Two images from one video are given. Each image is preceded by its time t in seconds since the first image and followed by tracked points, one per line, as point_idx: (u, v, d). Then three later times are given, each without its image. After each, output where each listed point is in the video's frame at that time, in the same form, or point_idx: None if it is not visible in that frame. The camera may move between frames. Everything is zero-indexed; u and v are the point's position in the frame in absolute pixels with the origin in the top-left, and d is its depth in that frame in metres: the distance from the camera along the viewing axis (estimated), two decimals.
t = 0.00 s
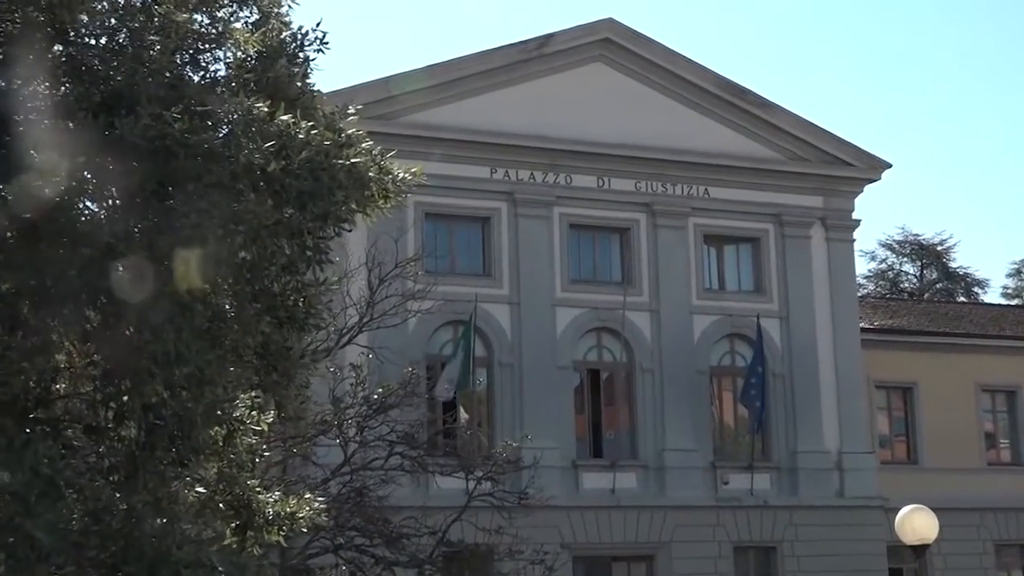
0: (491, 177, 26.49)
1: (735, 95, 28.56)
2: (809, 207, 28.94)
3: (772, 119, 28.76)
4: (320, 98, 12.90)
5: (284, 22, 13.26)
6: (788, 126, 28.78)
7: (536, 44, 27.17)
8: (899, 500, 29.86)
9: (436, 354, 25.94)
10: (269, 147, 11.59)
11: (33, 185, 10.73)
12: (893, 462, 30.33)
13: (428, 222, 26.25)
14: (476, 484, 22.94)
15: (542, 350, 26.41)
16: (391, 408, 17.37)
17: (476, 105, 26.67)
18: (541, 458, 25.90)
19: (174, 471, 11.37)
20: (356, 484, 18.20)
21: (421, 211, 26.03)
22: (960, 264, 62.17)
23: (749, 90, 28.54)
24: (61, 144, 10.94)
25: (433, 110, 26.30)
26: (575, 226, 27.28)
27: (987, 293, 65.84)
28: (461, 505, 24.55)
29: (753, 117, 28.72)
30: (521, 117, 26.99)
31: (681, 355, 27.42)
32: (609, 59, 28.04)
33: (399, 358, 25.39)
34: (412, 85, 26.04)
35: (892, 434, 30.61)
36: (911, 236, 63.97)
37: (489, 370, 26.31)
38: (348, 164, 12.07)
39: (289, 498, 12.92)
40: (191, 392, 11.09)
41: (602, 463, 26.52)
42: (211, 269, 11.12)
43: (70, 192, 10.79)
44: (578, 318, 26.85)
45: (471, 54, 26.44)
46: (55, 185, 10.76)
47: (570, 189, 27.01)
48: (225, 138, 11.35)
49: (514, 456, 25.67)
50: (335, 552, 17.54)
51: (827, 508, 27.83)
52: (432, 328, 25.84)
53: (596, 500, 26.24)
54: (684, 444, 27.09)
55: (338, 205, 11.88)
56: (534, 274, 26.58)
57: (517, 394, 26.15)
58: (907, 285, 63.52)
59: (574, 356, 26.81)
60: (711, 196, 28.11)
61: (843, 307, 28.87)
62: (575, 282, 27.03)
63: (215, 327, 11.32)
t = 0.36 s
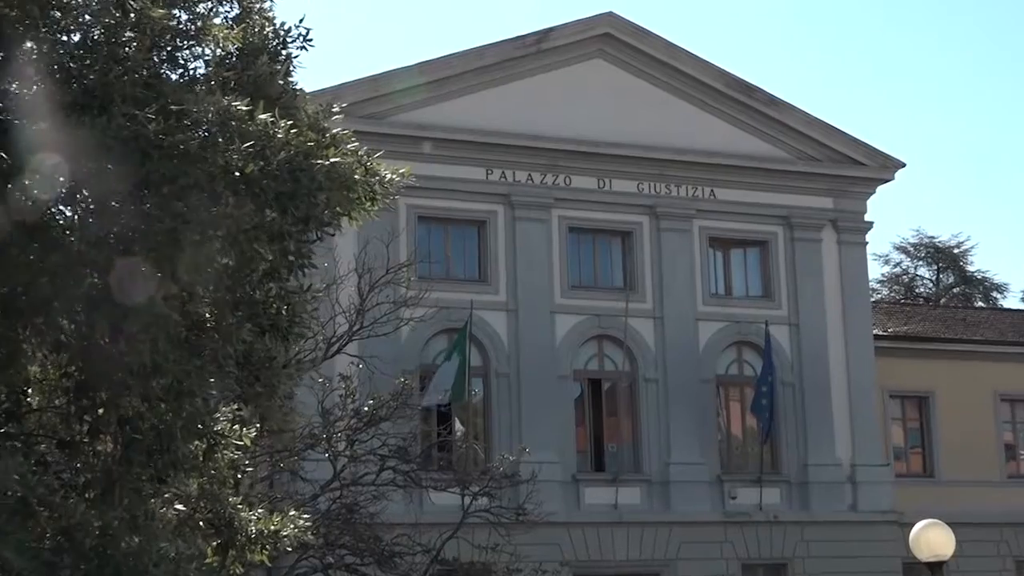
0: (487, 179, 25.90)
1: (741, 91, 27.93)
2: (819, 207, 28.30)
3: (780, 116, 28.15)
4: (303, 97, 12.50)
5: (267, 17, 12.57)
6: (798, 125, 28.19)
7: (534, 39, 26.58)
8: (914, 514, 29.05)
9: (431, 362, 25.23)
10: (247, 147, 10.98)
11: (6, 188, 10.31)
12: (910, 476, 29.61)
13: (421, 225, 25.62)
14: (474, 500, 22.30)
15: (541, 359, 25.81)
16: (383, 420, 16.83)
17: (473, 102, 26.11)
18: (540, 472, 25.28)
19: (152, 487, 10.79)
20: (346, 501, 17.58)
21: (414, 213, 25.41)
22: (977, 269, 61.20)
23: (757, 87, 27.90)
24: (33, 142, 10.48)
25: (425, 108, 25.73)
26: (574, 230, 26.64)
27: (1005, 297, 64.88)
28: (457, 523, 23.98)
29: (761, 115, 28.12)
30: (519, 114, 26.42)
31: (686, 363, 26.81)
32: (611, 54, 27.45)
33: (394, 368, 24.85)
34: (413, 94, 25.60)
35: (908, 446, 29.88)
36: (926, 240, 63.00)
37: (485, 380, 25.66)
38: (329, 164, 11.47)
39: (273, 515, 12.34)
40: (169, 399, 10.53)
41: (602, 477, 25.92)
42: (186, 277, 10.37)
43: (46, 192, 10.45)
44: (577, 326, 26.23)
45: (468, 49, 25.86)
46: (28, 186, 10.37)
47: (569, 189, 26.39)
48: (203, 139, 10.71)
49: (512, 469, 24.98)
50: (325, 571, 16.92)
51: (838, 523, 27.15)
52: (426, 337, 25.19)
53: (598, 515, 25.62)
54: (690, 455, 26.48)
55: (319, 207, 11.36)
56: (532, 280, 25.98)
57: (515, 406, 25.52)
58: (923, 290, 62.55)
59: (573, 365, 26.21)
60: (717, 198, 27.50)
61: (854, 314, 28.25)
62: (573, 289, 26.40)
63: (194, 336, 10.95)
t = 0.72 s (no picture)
0: (484, 177, 25.34)
1: (750, 84, 27.32)
2: (831, 204, 27.67)
3: (791, 111, 27.55)
4: (287, 91, 11.94)
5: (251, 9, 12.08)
6: (811, 119, 27.60)
7: (535, 29, 25.98)
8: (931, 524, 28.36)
9: (425, 368, 24.66)
10: (227, 145, 10.45)
11: None
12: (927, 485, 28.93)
13: (414, 224, 25.05)
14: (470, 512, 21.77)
15: (542, 364, 25.21)
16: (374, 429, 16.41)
17: (472, 97, 25.55)
18: (540, 483, 24.71)
19: (130, 501, 10.26)
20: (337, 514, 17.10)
21: (408, 212, 24.89)
22: (997, 269, 60.30)
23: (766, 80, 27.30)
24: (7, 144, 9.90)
25: (420, 101, 25.15)
26: (576, 230, 26.06)
27: None
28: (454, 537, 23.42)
29: (771, 109, 27.51)
30: (520, 107, 25.84)
31: (693, 368, 26.20)
32: (614, 46, 26.84)
33: (386, 374, 24.27)
34: (412, 88, 25.03)
35: (926, 454, 29.25)
36: (944, 239, 62.23)
37: (483, 388, 25.11)
38: (313, 164, 10.95)
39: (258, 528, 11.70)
40: (145, 409, 10.02)
41: (604, 488, 25.30)
42: (163, 281, 9.97)
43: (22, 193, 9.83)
44: (578, 330, 25.62)
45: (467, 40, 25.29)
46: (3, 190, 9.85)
47: (571, 187, 25.79)
48: (180, 137, 10.20)
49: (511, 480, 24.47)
50: None
51: (855, 535, 26.55)
52: (421, 342, 24.60)
53: (601, 526, 25.04)
54: (697, 464, 25.89)
55: (302, 208, 10.83)
56: (532, 281, 25.39)
57: (515, 413, 24.95)
58: (940, 291, 61.79)
59: (576, 371, 25.60)
60: (725, 195, 26.89)
61: (868, 316, 27.60)
62: (574, 291, 25.79)
63: (173, 343, 10.37)
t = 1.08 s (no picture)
0: (477, 170, 24.78)
1: (755, 73, 26.76)
2: (840, 200, 27.11)
3: (798, 101, 26.98)
4: (266, 80, 11.40)
5: None
6: (821, 110, 27.05)
7: (531, 16, 25.41)
8: (944, 533, 27.74)
9: (414, 371, 24.11)
10: (203, 137, 9.89)
11: None
12: (941, 492, 28.31)
13: (404, 220, 24.48)
14: (461, 519, 21.27)
15: (539, 367, 24.66)
16: (363, 435, 16.01)
17: (468, 87, 25.01)
18: (536, 491, 24.15)
19: (104, 510, 9.59)
20: (322, 524, 16.69)
21: (397, 208, 24.30)
22: (1013, 266, 59.54)
23: (772, 69, 26.73)
24: None
25: (413, 92, 24.63)
26: (574, 226, 25.51)
27: None
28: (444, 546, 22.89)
29: (776, 99, 26.94)
30: (517, 98, 25.30)
31: (694, 372, 25.63)
32: (612, 34, 26.27)
33: (375, 376, 23.72)
34: (401, 78, 24.54)
35: (939, 460, 28.63)
36: (959, 235, 61.59)
37: (477, 391, 24.57)
38: (295, 156, 10.33)
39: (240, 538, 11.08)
40: (119, 416, 9.47)
41: (604, 497, 24.75)
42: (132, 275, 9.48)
43: None
44: (577, 331, 25.06)
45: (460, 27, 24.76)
46: None
47: (568, 181, 25.21)
48: (153, 130, 9.75)
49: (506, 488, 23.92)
50: None
51: (867, 546, 26.04)
52: (410, 344, 24.05)
53: (600, 536, 24.48)
54: (700, 471, 25.32)
55: (283, 204, 10.26)
56: (528, 279, 24.84)
57: (510, 417, 24.40)
58: (955, 290, 61.11)
59: (574, 374, 25.04)
60: (729, 189, 26.31)
61: (879, 317, 27.02)
62: (571, 289, 25.22)
63: (147, 345, 9.72)
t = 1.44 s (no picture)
0: (479, 168, 24.49)
1: (764, 71, 26.47)
2: (849, 202, 26.78)
3: (807, 101, 26.65)
4: (260, 75, 11.10)
5: None
6: (831, 109, 26.73)
7: (536, 11, 25.14)
8: (954, 544, 27.42)
9: (412, 374, 23.85)
10: (194, 134, 9.63)
11: None
12: (952, 502, 27.94)
13: (405, 219, 24.20)
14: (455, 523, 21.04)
15: (540, 370, 24.37)
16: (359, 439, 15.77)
17: (472, 84, 24.73)
18: (536, 497, 23.86)
19: (92, 514, 9.24)
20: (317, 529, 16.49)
21: (396, 207, 24.02)
22: None
23: (782, 68, 26.42)
24: None
25: (415, 88, 24.35)
26: (577, 226, 25.20)
27: None
28: (441, 552, 22.65)
29: (785, 98, 26.63)
30: (522, 95, 25.02)
31: (698, 376, 25.31)
32: (618, 30, 25.96)
33: (371, 378, 23.44)
34: (404, 74, 24.25)
35: (950, 470, 28.25)
36: (972, 240, 61.23)
37: (477, 395, 24.28)
38: (288, 156, 10.00)
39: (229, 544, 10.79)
40: (108, 417, 9.10)
41: (605, 503, 24.46)
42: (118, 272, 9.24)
43: None
44: (579, 335, 24.75)
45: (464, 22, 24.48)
46: None
47: (572, 181, 24.91)
48: (142, 125, 9.48)
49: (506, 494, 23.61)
50: None
51: (875, 557, 25.72)
52: (409, 346, 23.77)
53: (602, 545, 24.19)
54: (703, 478, 25.03)
55: (276, 203, 9.97)
56: (529, 281, 24.54)
57: (510, 420, 24.11)
58: (968, 295, 60.80)
59: (576, 378, 24.74)
60: (736, 190, 25.99)
61: (890, 323, 26.68)
62: (575, 292, 24.94)
63: (136, 345, 9.47)
